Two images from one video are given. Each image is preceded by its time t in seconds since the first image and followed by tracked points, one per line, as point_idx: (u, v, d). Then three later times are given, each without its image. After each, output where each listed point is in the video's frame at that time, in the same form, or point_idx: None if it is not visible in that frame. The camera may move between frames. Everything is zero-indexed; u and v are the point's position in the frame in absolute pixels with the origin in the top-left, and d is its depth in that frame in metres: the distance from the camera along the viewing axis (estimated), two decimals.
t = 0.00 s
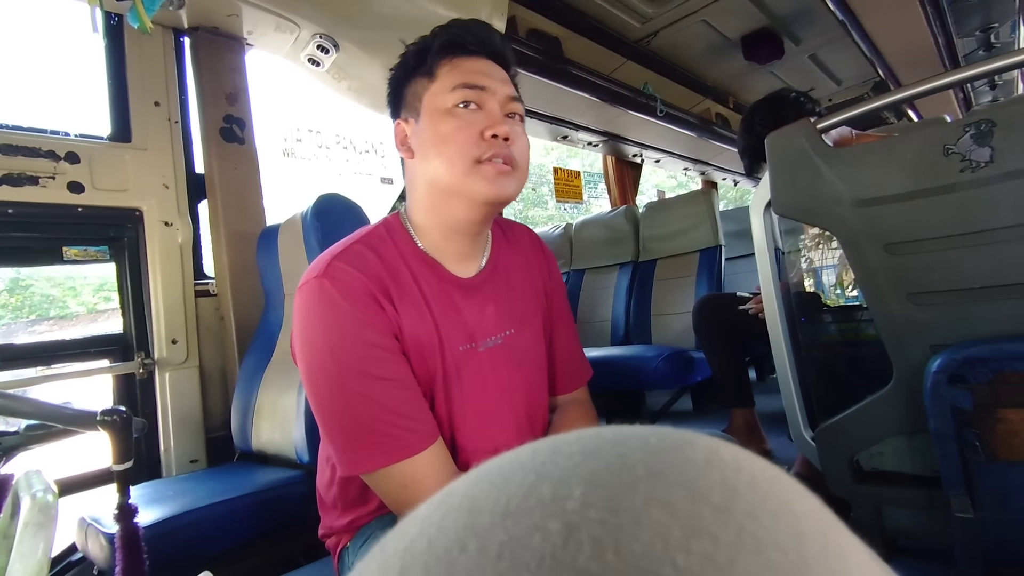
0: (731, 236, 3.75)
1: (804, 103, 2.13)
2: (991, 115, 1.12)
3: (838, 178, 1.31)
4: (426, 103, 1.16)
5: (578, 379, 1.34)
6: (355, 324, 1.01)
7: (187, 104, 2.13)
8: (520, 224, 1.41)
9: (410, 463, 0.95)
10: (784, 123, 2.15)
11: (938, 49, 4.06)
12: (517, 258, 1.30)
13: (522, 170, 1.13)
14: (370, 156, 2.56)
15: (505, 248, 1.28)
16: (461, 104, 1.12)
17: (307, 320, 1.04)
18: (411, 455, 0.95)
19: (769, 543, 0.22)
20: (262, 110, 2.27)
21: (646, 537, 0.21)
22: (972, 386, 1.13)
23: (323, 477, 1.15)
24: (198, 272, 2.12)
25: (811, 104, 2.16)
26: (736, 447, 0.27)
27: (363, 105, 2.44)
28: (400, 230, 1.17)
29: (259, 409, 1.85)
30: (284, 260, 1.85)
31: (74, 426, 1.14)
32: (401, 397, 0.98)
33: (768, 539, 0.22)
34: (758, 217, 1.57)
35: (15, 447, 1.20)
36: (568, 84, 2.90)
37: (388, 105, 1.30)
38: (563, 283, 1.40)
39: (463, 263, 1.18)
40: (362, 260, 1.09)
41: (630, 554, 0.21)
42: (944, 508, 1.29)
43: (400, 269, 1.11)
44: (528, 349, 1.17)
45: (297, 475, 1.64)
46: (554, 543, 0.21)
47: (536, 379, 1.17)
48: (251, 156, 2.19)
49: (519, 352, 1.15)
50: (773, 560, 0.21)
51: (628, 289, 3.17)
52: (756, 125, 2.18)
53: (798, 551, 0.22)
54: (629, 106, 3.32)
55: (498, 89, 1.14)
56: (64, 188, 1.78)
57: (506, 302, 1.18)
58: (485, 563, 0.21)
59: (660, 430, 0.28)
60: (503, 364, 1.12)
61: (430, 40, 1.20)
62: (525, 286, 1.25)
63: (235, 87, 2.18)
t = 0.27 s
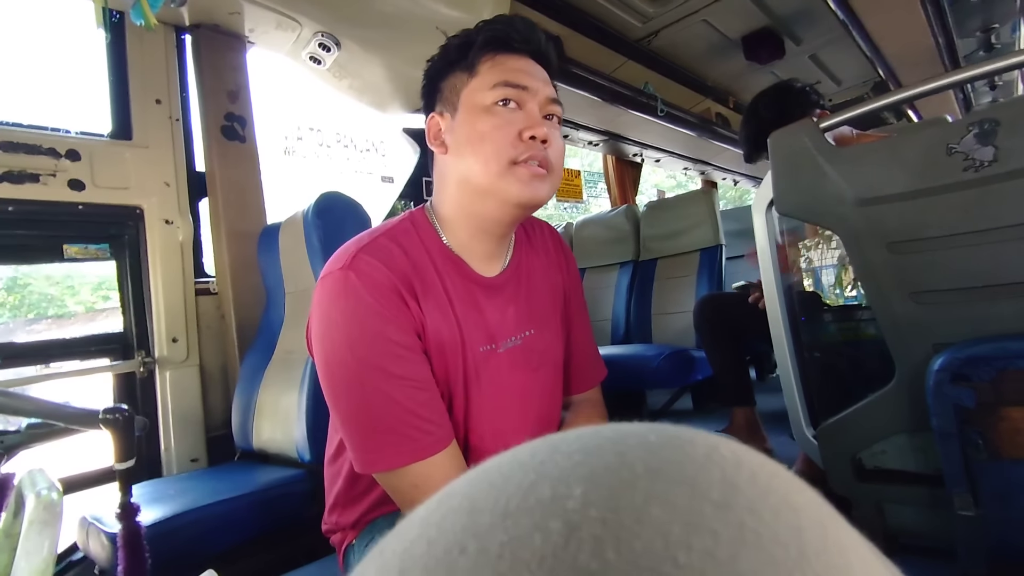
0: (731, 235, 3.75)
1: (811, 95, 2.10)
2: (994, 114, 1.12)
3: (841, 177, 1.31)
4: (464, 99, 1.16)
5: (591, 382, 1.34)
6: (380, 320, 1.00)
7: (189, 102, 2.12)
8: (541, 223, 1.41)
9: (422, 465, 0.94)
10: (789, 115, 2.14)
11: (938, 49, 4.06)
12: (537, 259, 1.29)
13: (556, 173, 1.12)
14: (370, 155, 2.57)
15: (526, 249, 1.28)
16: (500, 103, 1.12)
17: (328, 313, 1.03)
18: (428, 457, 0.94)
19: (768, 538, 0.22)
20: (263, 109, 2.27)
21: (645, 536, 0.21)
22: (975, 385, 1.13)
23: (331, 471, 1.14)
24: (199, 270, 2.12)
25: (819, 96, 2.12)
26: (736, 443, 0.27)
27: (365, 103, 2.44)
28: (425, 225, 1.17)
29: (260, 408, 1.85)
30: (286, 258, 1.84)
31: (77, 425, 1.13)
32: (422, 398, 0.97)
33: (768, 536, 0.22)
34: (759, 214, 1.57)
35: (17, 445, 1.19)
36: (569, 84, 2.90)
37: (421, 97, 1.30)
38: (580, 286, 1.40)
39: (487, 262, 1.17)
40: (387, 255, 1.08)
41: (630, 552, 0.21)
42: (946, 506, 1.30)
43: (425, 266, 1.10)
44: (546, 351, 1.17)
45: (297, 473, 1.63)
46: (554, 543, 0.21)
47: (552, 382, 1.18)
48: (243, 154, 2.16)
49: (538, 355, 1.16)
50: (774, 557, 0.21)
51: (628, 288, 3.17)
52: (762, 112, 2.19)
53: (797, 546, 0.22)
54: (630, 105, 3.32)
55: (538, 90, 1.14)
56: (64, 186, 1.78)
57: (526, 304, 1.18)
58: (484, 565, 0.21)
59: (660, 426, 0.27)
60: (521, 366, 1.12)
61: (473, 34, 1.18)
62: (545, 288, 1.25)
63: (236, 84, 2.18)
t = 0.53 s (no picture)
0: (731, 234, 3.75)
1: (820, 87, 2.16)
2: (991, 112, 1.12)
3: (839, 175, 1.31)
4: (459, 95, 1.16)
5: (588, 376, 1.34)
6: (377, 316, 1.00)
7: (187, 99, 2.12)
8: (537, 219, 1.41)
9: (420, 459, 0.95)
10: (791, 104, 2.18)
11: (938, 47, 4.06)
12: (535, 255, 1.29)
13: (550, 169, 1.13)
14: (370, 153, 2.57)
15: (523, 245, 1.28)
16: (496, 100, 1.12)
17: (326, 309, 1.03)
18: (426, 452, 0.95)
19: (744, 522, 0.22)
20: (262, 106, 2.27)
21: (623, 518, 0.21)
22: (972, 383, 1.13)
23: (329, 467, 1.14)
24: (198, 268, 2.12)
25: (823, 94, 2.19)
26: (721, 433, 0.27)
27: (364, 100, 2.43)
28: (421, 221, 1.16)
29: (259, 405, 1.85)
30: (284, 255, 1.85)
31: (74, 420, 1.13)
32: (419, 394, 0.98)
33: (744, 520, 0.22)
34: (758, 214, 1.58)
35: (16, 441, 1.20)
36: (568, 81, 2.89)
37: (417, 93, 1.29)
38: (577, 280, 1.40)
39: (483, 258, 1.18)
40: (384, 251, 1.08)
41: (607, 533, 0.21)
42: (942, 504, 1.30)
43: (422, 262, 1.10)
44: (543, 346, 1.18)
45: (297, 469, 1.64)
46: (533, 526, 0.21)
47: (549, 377, 1.18)
48: (250, 152, 2.18)
49: (535, 350, 1.16)
50: (748, 540, 0.21)
51: (627, 286, 3.17)
52: (772, 85, 2.20)
53: (771, 528, 0.22)
54: (629, 103, 3.32)
55: (533, 86, 1.14)
56: (64, 183, 1.78)
57: (524, 299, 1.19)
58: (465, 548, 0.21)
59: (642, 415, 0.27)
60: (519, 361, 1.13)
61: (468, 32, 1.18)
62: (542, 283, 1.25)
63: (235, 82, 2.18)
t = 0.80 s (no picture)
0: (728, 233, 3.76)
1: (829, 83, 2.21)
2: (988, 112, 1.13)
3: (837, 175, 1.31)
4: (423, 94, 1.14)
5: (579, 367, 1.30)
6: (355, 312, 0.97)
7: (184, 97, 2.11)
8: (516, 216, 1.39)
9: (413, 450, 0.92)
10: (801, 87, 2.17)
11: (935, 47, 4.07)
12: (515, 248, 1.27)
13: (518, 161, 1.10)
14: (367, 151, 2.56)
15: (503, 238, 1.26)
16: (458, 96, 1.10)
17: (305, 311, 1.00)
18: (415, 444, 0.92)
19: (748, 522, 0.21)
20: (260, 104, 2.26)
21: (628, 520, 0.21)
22: (969, 382, 1.13)
23: (323, 471, 1.13)
24: (194, 266, 2.11)
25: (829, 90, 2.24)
26: (721, 434, 0.27)
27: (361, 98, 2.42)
28: (397, 220, 1.13)
29: (256, 404, 1.85)
30: (282, 254, 1.84)
31: (72, 420, 1.12)
32: (404, 386, 0.94)
33: (748, 520, 0.22)
34: (756, 213, 1.59)
35: (12, 440, 1.19)
36: (566, 80, 2.89)
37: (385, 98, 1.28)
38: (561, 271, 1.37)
39: (463, 251, 1.15)
40: (360, 249, 1.05)
41: (613, 535, 0.21)
42: (939, 503, 1.30)
43: (399, 257, 1.07)
44: (529, 337, 1.14)
45: (295, 468, 1.64)
46: (539, 527, 0.21)
47: (536, 368, 1.15)
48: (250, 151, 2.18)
49: (521, 341, 1.13)
50: (753, 540, 0.21)
51: (626, 284, 3.18)
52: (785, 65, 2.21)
53: (775, 529, 0.22)
54: (627, 102, 3.31)
55: (495, 80, 1.12)
56: (59, 181, 1.77)
57: (507, 290, 1.16)
58: (469, 550, 0.21)
59: (645, 415, 0.27)
60: (505, 352, 1.09)
61: (429, 33, 1.17)
62: (525, 274, 1.22)
63: (232, 80, 2.17)
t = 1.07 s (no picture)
0: (726, 235, 3.76)
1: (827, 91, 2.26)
2: (985, 117, 1.13)
3: (835, 178, 1.31)
4: (398, 98, 1.14)
5: (565, 364, 1.30)
6: (336, 313, 0.96)
7: (181, 95, 2.10)
8: (499, 215, 1.39)
9: (400, 450, 0.91)
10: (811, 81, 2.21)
11: (933, 52, 4.08)
12: (498, 246, 1.27)
13: (492, 161, 1.11)
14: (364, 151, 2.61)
15: (485, 236, 1.26)
16: (432, 98, 1.10)
17: (286, 315, 1.00)
18: (401, 443, 0.91)
19: (756, 555, 0.22)
20: (257, 103, 2.25)
21: (635, 552, 0.21)
22: (965, 387, 1.13)
23: (314, 475, 1.12)
24: (191, 265, 2.11)
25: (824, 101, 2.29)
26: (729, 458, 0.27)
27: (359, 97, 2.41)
28: (379, 223, 1.13)
29: (252, 404, 1.84)
30: (278, 253, 1.83)
31: (65, 419, 1.11)
32: (388, 385, 0.94)
33: (756, 551, 0.22)
34: (753, 216, 1.55)
35: (6, 439, 1.18)
36: (565, 82, 2.89)
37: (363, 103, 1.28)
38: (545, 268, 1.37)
39: (444, 249, 1.14)
40: (341, 250, 1.05)
41: (618, 566, 0.21)
42: (934, 507, 1.30)
43: (380, 258, 1.07)
44: (513, 334, 1.14)
45: (291, 469, 1.63)
46: (544, 557, 0.21)
47: (522, 364, 1.15)
48: (247, 150, 2.17)
49: (505, 337, 1.12)
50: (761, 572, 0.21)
51: (623, 288, 3.16)
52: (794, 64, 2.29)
53: (785, 561, 0.22)
54: (625, 104, 3.31)
55: (467, 81, 1.12)
56: (55, 178, 1.76)
57: (490, 288, 1.15)
58: None
59: (653, 439, 0.27)
60: (490, 349, 1.09)
61: (401, 39, 1.17)
62: (507, 272, 1.22)
63: (230, 79, 2.16)
